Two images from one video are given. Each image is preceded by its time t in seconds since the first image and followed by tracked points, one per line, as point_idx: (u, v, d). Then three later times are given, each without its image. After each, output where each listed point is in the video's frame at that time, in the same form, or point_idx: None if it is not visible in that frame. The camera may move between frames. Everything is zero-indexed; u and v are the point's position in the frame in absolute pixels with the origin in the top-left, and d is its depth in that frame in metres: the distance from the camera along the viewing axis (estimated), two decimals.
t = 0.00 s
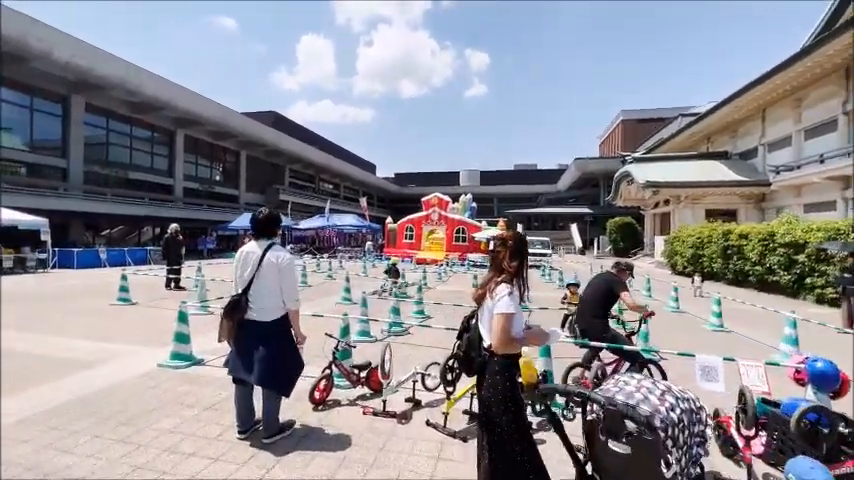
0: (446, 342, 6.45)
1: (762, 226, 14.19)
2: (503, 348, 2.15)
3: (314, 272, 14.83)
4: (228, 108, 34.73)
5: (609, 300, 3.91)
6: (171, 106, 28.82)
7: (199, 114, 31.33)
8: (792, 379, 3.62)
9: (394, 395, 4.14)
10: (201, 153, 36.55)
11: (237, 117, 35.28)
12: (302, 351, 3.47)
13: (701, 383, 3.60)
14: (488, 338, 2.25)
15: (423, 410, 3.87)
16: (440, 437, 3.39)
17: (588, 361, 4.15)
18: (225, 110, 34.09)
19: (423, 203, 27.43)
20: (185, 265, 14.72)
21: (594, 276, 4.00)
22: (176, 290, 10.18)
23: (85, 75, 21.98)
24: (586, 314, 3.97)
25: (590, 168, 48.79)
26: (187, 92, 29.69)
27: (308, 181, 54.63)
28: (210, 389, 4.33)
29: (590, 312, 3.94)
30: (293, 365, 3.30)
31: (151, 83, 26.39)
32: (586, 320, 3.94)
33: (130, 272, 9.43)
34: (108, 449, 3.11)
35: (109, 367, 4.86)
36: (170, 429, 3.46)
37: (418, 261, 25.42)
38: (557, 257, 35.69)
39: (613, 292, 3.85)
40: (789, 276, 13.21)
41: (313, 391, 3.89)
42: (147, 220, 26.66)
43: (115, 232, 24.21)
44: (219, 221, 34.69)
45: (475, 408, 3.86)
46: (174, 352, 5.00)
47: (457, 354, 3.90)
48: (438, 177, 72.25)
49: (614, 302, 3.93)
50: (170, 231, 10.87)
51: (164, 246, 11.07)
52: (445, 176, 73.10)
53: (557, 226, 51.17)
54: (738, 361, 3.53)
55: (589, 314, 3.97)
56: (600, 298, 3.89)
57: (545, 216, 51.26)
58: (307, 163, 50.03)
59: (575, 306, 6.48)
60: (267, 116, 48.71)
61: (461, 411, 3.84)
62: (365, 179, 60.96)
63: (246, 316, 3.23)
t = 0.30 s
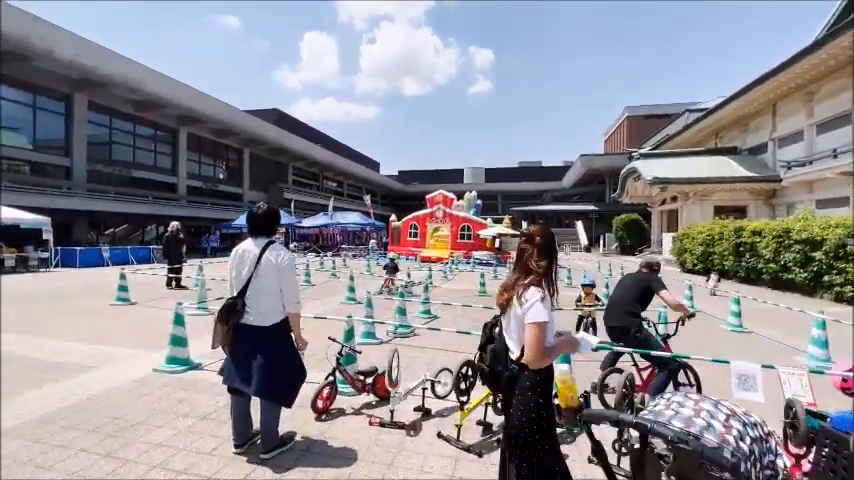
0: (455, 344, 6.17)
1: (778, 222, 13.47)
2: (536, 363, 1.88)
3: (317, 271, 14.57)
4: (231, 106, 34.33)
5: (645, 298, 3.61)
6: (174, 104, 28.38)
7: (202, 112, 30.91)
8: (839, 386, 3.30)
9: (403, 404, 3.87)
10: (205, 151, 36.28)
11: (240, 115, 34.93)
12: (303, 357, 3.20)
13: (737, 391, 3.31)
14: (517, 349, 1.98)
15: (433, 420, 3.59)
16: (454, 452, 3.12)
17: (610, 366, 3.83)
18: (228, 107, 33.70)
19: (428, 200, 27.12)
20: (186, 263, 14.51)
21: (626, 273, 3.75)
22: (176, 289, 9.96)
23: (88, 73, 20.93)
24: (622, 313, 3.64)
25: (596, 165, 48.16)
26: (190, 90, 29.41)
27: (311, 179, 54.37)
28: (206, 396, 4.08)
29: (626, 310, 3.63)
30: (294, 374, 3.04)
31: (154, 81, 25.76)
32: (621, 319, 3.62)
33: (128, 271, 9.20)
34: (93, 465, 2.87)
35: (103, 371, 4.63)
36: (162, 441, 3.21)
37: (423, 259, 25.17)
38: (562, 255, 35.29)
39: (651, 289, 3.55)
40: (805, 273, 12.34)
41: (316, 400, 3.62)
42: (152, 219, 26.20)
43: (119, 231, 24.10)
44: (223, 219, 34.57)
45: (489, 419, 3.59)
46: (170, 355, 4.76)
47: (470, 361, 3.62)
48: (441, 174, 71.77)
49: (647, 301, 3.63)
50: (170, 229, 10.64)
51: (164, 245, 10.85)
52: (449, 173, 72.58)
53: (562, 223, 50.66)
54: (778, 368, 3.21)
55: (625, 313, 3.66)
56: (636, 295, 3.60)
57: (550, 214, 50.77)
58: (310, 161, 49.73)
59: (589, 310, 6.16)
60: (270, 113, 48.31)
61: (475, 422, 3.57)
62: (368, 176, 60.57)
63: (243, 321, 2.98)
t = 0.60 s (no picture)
0: (467, 348, 5.92)
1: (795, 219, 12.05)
2: (585, 383, 1.69)
3: (323, 270, 14.41)
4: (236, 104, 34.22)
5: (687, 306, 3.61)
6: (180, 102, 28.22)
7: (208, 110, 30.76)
8: None
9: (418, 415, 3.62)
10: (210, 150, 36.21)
11: (245, 113, 34.78)
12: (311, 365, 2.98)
13: (784, 406, 3.00)
14: (562, 370, 1.77)
15: (451, 435, 3.34)
16: (478, 469, 2.88)
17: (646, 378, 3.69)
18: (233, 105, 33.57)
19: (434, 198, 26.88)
20: (190, 262, 14.37)
21: (664, 280, 3.76)
22: (181, 289, 9.83)
23: (91, 71, 20.63)
24: (670, 323, 3.66)
25: (603, 162, 47.53)
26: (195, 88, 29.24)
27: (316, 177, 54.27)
28: (210, 403, 3.88)
29: (674, 319, 3.63)
30: (302, 385, 2.81)
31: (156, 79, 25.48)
32: (668, 329, 3.66)
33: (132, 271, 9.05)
34: None
35: (102, 376, 4.44)
36: (163, 456, 3.00)
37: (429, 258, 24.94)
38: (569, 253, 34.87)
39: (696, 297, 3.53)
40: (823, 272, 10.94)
41: (325, 412, 3.38)
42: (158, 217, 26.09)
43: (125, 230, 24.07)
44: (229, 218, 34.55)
45: (510, 431, 3.35)
46: (171, 361, 4.55)
47: (491, 370, 3.35)
48: (446, 172, 71.47)
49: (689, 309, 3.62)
50: (175, 229, 10.48)
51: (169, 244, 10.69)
52: (454, 171, 72.24)
53: (569, 221, 50.26)
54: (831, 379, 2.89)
55: (673, 322, 3.68)
56: (684, 303, 3.61)
57: (557, 212, 50.35)
58: (315, 159, 49.60)
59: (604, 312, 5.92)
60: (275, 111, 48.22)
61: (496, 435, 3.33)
62: (374, 175, 60.38)
63: (247, 329, 2.74)
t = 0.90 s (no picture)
0: (486, 351, 5.70)
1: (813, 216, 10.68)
2: (657, 406, 1.49)
3: (333, 269, 14.27)
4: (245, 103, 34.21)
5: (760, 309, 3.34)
6: (191, 102, 28.22)
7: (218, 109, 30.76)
8: None
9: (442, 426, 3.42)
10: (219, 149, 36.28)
11: (254, 111, 34.75)
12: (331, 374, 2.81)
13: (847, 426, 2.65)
14: (629, 388, 1.62)
15: (479, 448, 3.12)
16: None
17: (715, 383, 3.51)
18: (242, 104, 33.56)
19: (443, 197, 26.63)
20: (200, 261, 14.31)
21: (731, 280, 3.52)
22: (192, 289, 9.72)
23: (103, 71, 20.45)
24: (742, 327, 3.37)
25: (613, 160, 46.85)
26: (205, 88, 29.24)
27: (324, 176, 54.26)
28: (222, 409, 3.71)
29: (745, 324, 3.35)
30: (321, 395, 2.61)
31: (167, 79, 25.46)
32: (738, 335, 3.37)
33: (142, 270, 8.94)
34: None
35: (110, 380, 4.28)
36: (172, 467, 2.83)
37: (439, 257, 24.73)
38: (580, 252, 34.44)
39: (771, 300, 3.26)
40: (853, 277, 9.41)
41: (344, 420, 3.19)
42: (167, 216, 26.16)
43: (136, 228, 24.15)
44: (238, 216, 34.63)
45: (541, 444, 3.14)
46: (180, 364, 4.38)
47: (523, 378, 3.14)
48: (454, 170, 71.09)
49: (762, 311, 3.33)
50: (184, 227, 10.37)
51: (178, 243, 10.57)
52: (462, 169, 71.82)
53: (578, 220, 49.71)
54: None
55: (745, 326, 3.38)
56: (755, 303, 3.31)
57: (566, 210, 49.81)
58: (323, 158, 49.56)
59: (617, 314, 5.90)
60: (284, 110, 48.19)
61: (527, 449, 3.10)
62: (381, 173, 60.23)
63: (262, 334, 2.54)
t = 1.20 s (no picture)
0: (507, 357, 5.48)
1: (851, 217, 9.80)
2: (752, 449, 1.25)
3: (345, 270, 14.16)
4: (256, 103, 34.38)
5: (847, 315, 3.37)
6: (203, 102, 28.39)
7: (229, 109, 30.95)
8: None
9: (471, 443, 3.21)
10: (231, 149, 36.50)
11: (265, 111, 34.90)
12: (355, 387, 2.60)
13: None
14: (711, 423, 1.37)
15: (512, 467, 2.90)
16: None
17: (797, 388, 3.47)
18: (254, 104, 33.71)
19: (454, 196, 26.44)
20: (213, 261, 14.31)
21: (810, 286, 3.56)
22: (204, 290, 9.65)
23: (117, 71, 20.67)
24: (829, 338, 3.40)
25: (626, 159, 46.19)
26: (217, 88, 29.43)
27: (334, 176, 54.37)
28: (238, 419, 3.55)
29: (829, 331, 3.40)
30: (344, 414, 2.40)
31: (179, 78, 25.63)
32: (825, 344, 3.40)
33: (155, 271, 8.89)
34: None
35: (121, 385, 4.14)
36: None
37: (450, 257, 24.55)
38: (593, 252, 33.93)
39: None
40: None
41: (365, 436, 2.99)
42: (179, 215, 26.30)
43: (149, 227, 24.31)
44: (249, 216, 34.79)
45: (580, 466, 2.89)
46: (194, 370, 4.22)
47: (562, 394, 2.94)
48: (463, 170, 70.81)
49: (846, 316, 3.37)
50: (197, 227, 10.32)
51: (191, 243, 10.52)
52: (471, 169, 71.53)
53: (590, 219, 49.10)
54: None
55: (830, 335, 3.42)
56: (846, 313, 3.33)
57: (577, 210, 49.25)
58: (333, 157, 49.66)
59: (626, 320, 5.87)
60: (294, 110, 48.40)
61: (565, 472, 2.87)
62: (391, 173, 60.20)
63: (280, 346, 2.34)
